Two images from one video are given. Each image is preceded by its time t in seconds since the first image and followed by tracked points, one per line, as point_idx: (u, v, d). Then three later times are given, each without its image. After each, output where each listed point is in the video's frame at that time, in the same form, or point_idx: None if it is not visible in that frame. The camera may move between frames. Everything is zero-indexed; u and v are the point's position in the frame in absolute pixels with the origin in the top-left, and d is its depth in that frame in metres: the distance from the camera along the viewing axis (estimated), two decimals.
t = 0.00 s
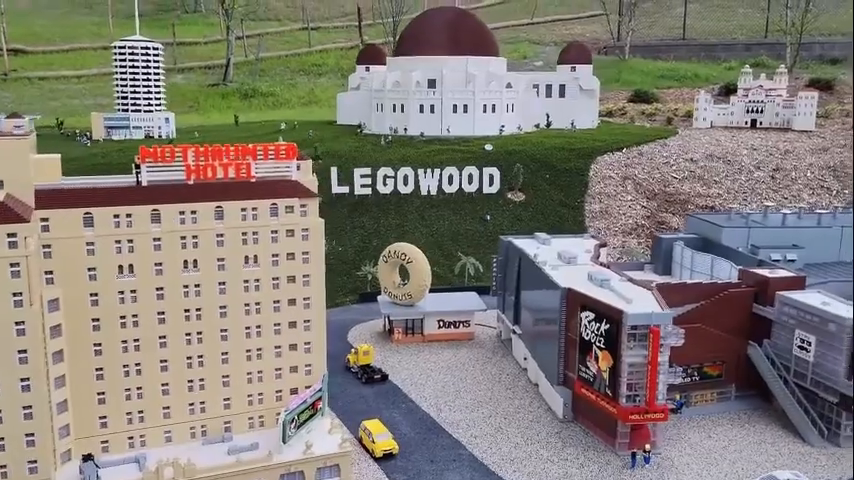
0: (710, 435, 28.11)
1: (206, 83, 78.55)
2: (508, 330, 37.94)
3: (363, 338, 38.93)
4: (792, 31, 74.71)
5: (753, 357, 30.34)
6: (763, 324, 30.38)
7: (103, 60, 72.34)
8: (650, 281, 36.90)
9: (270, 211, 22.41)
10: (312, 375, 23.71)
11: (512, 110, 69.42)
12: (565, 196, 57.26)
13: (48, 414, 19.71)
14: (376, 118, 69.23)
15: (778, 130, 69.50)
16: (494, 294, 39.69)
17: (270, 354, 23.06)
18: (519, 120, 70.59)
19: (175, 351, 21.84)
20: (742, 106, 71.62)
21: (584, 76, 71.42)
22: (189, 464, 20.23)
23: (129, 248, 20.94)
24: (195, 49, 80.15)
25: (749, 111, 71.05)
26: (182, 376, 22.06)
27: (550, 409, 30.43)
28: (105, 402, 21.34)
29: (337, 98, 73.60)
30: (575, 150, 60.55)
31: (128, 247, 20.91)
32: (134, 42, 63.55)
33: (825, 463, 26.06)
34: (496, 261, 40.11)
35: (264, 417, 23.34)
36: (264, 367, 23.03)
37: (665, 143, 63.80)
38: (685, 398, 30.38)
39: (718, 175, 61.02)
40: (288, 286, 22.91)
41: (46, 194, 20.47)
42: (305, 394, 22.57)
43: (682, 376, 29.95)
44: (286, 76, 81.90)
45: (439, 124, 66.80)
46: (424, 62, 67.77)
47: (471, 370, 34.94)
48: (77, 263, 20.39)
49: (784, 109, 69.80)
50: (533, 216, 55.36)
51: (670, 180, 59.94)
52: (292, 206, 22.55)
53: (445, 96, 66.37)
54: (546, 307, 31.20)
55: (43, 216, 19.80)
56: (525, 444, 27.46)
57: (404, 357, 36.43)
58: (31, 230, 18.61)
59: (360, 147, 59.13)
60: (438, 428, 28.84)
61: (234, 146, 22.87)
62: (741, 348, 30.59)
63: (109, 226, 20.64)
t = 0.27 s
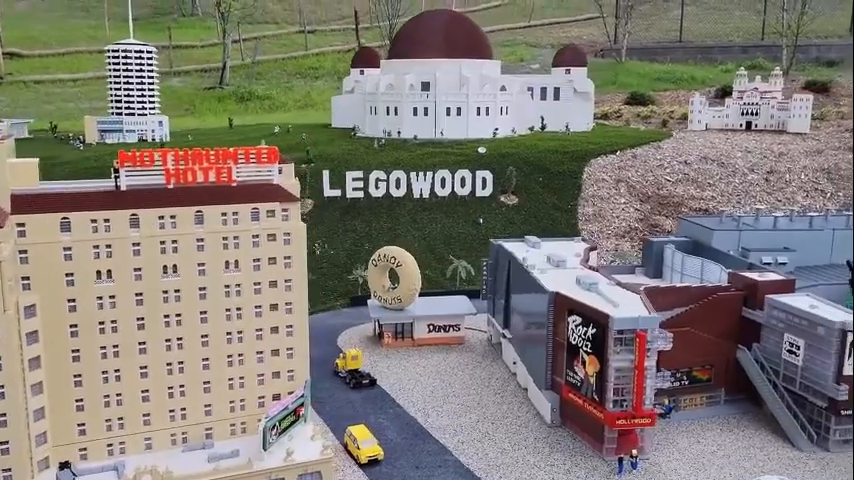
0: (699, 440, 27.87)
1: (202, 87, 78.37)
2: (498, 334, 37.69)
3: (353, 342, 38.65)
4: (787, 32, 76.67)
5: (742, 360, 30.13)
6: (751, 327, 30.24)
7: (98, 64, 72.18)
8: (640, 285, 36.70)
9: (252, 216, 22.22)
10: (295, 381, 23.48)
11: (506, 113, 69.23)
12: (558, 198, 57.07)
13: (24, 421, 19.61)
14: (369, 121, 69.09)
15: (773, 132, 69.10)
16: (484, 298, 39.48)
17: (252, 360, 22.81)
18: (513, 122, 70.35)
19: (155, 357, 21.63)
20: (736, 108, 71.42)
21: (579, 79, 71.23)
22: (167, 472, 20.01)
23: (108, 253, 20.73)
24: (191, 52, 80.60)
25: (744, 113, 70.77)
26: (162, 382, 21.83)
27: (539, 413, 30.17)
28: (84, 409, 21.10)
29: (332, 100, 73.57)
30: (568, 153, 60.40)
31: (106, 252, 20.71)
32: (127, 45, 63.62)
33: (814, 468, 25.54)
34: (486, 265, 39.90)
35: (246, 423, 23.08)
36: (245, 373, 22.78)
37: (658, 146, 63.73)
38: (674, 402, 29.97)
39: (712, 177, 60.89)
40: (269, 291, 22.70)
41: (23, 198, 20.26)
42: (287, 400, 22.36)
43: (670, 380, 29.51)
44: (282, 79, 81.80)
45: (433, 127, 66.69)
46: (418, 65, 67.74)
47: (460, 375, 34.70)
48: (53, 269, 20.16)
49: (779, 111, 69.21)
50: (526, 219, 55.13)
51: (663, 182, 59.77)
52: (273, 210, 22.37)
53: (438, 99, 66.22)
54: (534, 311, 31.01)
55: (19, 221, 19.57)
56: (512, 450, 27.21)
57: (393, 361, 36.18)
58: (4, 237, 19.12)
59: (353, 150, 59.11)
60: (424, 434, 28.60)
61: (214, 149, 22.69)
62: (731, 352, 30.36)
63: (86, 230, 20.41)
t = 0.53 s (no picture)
0: (688, 444, 27.58)
1: (199, 88, 77.78)
2: (489, 337, 37.33)
3: (343, 345, 38.32)
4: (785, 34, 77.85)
5: (732, 363, 29.82)
6: (742, 331, 29.99)
7: (95, 65, 74.04)
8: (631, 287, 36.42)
9: (231, 219, 21.91)
10: (276, 386, 23.19)
11: (500, 114, 69.00)
12: (552, 200, 56.78)
13: None
14: (364, 122, 68.89)
15: (769, 133, 68.86)
16: (474, 300, 39.19)
17: (233, 364, 22.48)
18: (508, 123, 70.13)
19: (133, 362, 21.33)
20: (734, 109, 70.83)
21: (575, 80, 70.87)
22: None
23: (85, 257, 20.41)
24: (189, 53, 81.89)
25: (741, 114, 70.33)
26: (141, 387, 21.52)
27: (527, 417, 29.87)
28: (60, 415, 20.80)
29: (328, 101, 73.66)
30: (563, 154, 60.14)
31: (83, 256, 20.39)
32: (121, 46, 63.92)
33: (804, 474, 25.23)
34: (477, 267, 39.59)
35: (226, 429, 22.75)
36: (226, 378, 22.46)
37: (654, 147, 63.47)
38: (664, 406, 29.64)
39: (708, 178, 60.60)
40: (250, 295, 22.39)
41: None
42: (267, 406, 22.11)
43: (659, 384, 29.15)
44: (279, 80, 81.69)
45: (427, 128, 66.44)
46: (413, 66, 67.00)
47: (449, 378, 34.40)
48: (29, 272, 19.87)
49: (776, 112, 69.50)
50: (520, 221, 54.81)
51: (658, 184, 59.46)
52: (254, 213, 22.06)
53: (433, 100, 65.91)
54: (522, 313, 30.71)
55: None
56: (499, 455, 26.90)
57: (382, 365, 35.86)
58: None
59: (347, 151, 58.97)
60: (411, 438, 28.30)
61: (194, 151, 22.32)
62: (722, 355, 30.05)
63: (62, 233, 20.11)
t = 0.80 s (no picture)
0: (674, 450, 27.22)
1: (195, 90, 77.46)
2: (476, 341, 36.93)
3: (329, 349, 37.93)
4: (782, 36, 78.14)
5: (720, 368, 29.45)
6: (730, 335, 29.67)
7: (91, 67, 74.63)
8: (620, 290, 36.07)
9: (206, 221, 21.51)
10: (253, 392, 22.74)
11: (494, 116, 68.73)
12: (544, 202, 56.43)
13: None
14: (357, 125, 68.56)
15: (765, 135, 68.63)
16: (462, 304, 38.81)
17: (208, 370, 22.11)
18: (501, 125, 70.16)
19: (105, 368, 20.96)
20: (729, 111, 70.40)
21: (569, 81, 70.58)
22: None
23: (55, 261, 20.05)
24: (185, 55, 83.17)
25: (736, 116, 69.90)
26: (113, 394, 21.16)
27: (512, 423, 29.51)
28: (31, 421, 20.44)
29: (321, 103, 73.54)
30: (555, 157, 59.85)
31: (53, 259, 20.02)
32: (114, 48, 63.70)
33: None
34: (465, 270, 39.20)
35: (201, 436, 22.36)
36: (201, 383, 22.07)
37: (647, 149, 63.16)
38: (650, 412, 29.25)
39: (701, 181, 60.27)
40: (226, 300, 21.99)
41: None
42: (243, 412, 21.77)
43: (645, 389, 28.76)
44: (275, 82, 81.45)
45: (420, 130, 66.16)
46: (406, 68, 66.76)
47: (436, 382, 34.01)
48: None
49: (771, 114, 68.67)
50: (511, 223, 54.44)
51: (651, 186, 59.10)
52: (229, 216, 21.65)
53: (425, 102, 65.53)
54: (508, 317, 30.35)
55: None
56: (482, 462, 26.50)
57: (368, 369, 35.47)
58: None
59: (338, 153, 58.67)
60: (393, 444, 27.90)
61: (168, 154, 22.24)
62: (709, 360, 29.68)
63: (32, 237, 19.77)
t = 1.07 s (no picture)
0: (658, 458, 27.00)
1: (190, 94, 77.67)
2: (463, 347, 36.65)
3: (315, 356, 37.64)
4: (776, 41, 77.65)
5: (706, 375, 29.26)
6: (716, 342, 29.48)
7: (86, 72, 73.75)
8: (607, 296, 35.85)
9: (182, 229, 21.64)
10: (230, 400, 22.67)
11: (485, 121, 68.48)
12: (535, 208, 56.28)
13: None
14: (349, 130, 68.35)
15: (758, 140, 68.63)
16: (448, 310, 38.60)
17: (184, 379, 22.13)
18: (493, 131, 69.67)
19: (78, 376, 21.01)
20: (721, 116, 70.45)
21: (561, 86, 70.56)
22: None
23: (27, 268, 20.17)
24: (181, 60, 81.25)
25: (729, 121, 69.90)
26: (87, 403, 21.21)
27: (496, 430, 29.27)
28: (4, 431, 20.51)
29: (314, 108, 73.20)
30: (546, 162, 59.64)
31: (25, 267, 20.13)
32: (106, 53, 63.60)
33: None
34: (453, 275, 38.97)
35: (177, 445, 22.38)
36: (177, 392, 22.12)
37: (638, 154, 62.99)
38: (636, 419, 28.99)
39: (693, 186, 60.16)
40: (202, 307, 22.00)
41: None
42: (218, 421, 21.36)
43: (630, 397, 28.54)
44: (270, 87, 81.27)
45: (411, 135, 65.99)
46: (397, 73, 66.76)
47: (421, 389, 33.75)
48: None
49: (763, 119, 69.05)
50: (501, 229, 54.25)
51: (643, 191, 58.93)
52: (205, 223, 21.71)
53: (417, 107, 65.40)
54: (492, 323, 30.12)
55: None
56: (465, 470, 26.28)
57: (353, 376, 35.22)
58: None
59: (329, 159, 58.41)
60: (375, 452, 27.70)
61: (143, 161, 22.32)
62: (694, 367, 29.45)
63: (4, 245, 19.95)
